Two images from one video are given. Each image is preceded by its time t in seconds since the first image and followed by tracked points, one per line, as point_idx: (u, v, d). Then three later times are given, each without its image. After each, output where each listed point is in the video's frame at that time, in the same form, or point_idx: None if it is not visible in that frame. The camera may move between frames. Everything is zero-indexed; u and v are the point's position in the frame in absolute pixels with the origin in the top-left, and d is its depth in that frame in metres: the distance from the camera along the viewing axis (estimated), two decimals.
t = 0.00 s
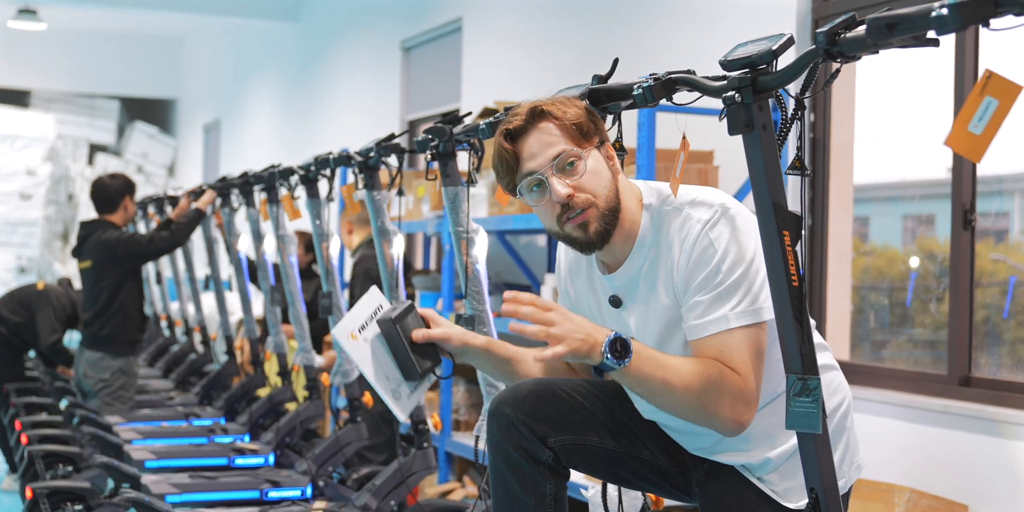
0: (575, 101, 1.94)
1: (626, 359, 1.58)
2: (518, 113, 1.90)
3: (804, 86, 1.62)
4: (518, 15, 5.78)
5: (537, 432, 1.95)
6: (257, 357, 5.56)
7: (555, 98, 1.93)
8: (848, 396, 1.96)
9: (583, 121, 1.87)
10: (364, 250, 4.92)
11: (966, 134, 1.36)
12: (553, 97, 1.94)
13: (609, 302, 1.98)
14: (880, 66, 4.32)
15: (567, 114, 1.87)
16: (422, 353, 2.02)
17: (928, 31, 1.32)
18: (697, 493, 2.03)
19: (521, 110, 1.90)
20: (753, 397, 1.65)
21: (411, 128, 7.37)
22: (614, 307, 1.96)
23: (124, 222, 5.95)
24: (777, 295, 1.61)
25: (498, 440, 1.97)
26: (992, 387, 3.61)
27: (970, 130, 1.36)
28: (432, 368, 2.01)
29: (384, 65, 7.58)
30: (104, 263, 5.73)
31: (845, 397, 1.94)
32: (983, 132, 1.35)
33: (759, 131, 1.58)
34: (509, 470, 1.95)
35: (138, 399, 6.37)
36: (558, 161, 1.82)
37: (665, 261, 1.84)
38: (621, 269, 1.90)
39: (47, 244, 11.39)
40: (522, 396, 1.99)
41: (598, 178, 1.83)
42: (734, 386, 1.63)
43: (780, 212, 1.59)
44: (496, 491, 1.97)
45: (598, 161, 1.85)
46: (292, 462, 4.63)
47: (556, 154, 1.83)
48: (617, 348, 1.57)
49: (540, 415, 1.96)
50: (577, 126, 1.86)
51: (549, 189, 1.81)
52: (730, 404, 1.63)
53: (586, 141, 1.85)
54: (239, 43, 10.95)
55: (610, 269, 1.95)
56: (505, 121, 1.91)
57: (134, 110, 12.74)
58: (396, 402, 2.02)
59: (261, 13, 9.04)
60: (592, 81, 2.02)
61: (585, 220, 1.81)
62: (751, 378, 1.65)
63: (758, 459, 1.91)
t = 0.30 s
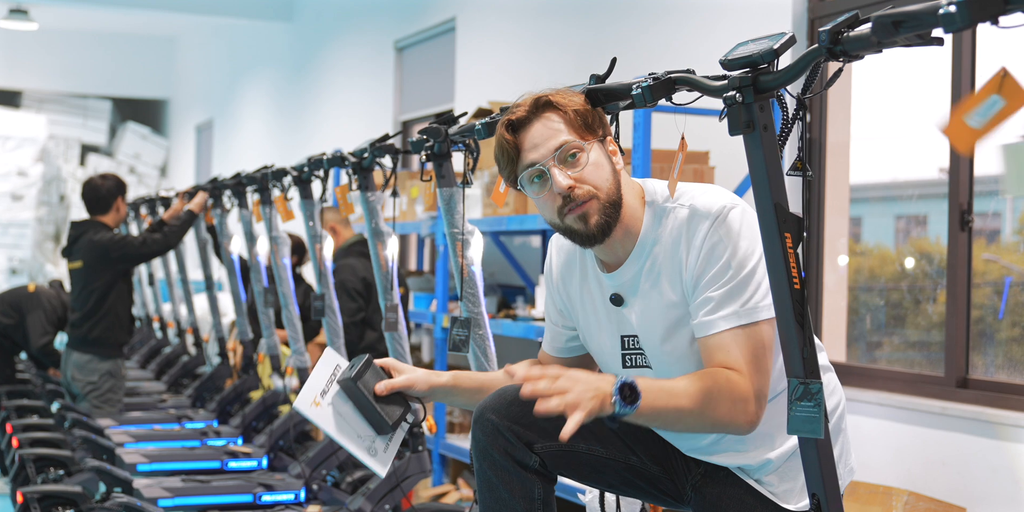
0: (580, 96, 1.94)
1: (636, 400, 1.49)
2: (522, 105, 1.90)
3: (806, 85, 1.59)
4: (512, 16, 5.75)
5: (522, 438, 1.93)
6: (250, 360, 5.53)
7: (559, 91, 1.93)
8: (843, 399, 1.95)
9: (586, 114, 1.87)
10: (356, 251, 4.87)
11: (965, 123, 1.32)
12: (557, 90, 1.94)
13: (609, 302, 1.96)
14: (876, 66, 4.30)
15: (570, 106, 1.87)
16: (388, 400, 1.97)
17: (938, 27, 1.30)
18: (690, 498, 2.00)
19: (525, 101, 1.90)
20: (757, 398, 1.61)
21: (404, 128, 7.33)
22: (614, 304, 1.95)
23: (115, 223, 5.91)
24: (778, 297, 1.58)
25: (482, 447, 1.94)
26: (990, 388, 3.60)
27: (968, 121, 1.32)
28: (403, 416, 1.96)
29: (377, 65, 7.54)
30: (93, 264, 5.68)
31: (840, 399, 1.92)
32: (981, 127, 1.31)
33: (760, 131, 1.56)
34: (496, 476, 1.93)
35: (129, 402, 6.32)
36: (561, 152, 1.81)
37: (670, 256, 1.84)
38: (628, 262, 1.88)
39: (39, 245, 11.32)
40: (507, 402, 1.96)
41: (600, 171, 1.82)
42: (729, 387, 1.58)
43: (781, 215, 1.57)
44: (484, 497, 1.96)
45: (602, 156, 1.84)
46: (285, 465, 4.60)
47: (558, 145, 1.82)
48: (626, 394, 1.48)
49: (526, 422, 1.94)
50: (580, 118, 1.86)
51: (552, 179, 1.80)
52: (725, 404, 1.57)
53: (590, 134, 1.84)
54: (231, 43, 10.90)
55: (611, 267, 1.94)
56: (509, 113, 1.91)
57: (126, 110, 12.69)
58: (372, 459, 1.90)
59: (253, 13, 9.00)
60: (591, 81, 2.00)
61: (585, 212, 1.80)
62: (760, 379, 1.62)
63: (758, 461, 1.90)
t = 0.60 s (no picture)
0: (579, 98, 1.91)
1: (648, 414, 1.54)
2: (524, 111, 1.85)
3: (809, 86, 1.57)
4: (508, 16, 5.73)
5: (516, 445, 1.89)
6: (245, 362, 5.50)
7: (559, 94, 1.89)
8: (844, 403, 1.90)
9: (591, 119, 1.85)
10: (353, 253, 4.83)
11: (951, 112, 1.30)
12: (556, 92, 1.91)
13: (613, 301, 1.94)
14: (873, 65, 4.28)
15: (574, 112, 1.84)
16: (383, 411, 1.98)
17: (942, 31, 1.29)
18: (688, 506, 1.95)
19: (527, 107, 1.85)
20: (764, 397, 1.62)
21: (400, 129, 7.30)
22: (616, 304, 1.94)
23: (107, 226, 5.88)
24: (781, 302, 1.56)
25: (476, 453, 1.92)
26: (989, 390, 3.58)
27: (955, 110, 1.29)
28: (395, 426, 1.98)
29: (372, 66, 7.51)
30: (84, 266, 5.66)
31: (839, 403, 1.89)
32: (964, 117, 1.29)
33: (762, 133, 1.53)
34: (489, 483, 1.90)
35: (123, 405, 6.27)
36: (572, 162, 1.79)
37: (673, 255, 1.84)
38: (629, 263, 1.89)
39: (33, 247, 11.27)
40: (501, 408, 1.92)
41: (609, 179, 1.82)
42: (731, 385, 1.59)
43: (784, 217, 1.54)
44: (478, 504, 1.93)
45: (609, 164, 1.83)
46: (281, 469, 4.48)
47: (568, 155, 1.79)
48: (643, 409, 1.54)
49: (519, 429, 1.90)
50: (585, 124, 1.84)
51: (564, 193, 1.78)
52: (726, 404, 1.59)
53: (596, 142, 1.83)
54: (225, 43, 10.86)
55: (613, 267, 1.93)
56: (511, 119, 1.86)
57: (120, 111, 12.63)
58: (368, 473, 1.99)
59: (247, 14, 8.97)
60: (590, 81, 1.97)
61: (600, 222, 1.79)
62: (770, 378, 1.64)
63: (760, 462, 1.90)
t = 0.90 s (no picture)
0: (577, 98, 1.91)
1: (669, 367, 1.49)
2: (521, 112, 1.86)
3: (813, 87, 1.55)
4: (504, 17, 5.71)
5: (511, 453, 1.94)
6: (241, 366, 5.47)
7: (556, 96, 1.89)
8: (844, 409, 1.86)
9: (589, 118, 1.85)
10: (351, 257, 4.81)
11: None
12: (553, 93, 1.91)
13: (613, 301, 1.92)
14: (872, 67, 4.26)
15: (572, 112, 1.84)
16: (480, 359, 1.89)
17: (954, 28, 1.26)
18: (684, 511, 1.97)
19: (525, 109, 1.86)
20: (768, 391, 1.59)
21: (396, 132, 7.28)
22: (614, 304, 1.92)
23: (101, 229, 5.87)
24: (784, 306, 1.53)
25: (471, 461, 1.96)
26: (990, 393, 3.56)
27: None
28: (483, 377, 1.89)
29: (368, 68, 7.49)
30: (77, 269, 5.66)
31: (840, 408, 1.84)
32: None
33: (765, 136, 1.51)
34: (484, 491, 1.94)
35: (118, 410, 6.23)
36: (570, 160, 1.78)
37: (673, 254, 1.82)
38: (629, 263, 1.86)
39: (28, 251, 11.22)
40: (494, 417, 1.98)
41: (610, 176, 1.80)
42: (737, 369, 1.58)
43: (788, 221, 1.52)
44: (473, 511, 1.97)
45: (609, 161, 1.82)
46: (276, 474, 4.51)
47: (567, 152, 1.78)
48: (663, 364, 1.48)
49: (514, 436, 1.95)
50: (584, 123, 1.84)
51: (564, 191, 1.77)
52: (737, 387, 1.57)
53: (595, 139, 1.82)
54: (221, 46, 10.83)
55: (612, 266, 1.90)
56: (508, 121, 1.86)
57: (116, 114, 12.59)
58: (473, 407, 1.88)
59: (243, 17, 8.94)
60: (587, 83, 1.95)
61: (600, 220, 1.77)
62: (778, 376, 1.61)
63: (759, 467, 1.83)
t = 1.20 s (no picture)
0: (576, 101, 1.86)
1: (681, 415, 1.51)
2: (521, 121, 1.80)
3: (815, 88, 1.53)
4: (501, 20, 5.69)
5: (511, 460, 1.91)
6: (236, 370, 5.43)
7: (554, 101, 1.84)
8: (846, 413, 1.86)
9: (590, 128, 1.80)
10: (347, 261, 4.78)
11: None
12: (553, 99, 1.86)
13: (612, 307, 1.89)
14: (869, 70, 4.25)
15: (573, 121, 1.79)
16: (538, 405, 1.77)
17: (960, 30, 1.24)
18: None
19: (523, 117, 1.80)
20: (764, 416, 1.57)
21: (393, 135, 7.25)
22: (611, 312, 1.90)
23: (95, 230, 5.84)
24: (788, 312, 1.51)
25: (471, 468, 1.94)
26: (991, 397, 3.54)
27: None
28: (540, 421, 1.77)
29: (365, 71, 7.47)
30: (71, 271, 5.66)
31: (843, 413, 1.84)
32: None
33: (767, 137, 1.49)
34: (484, 499, 1.92)
35: (113, 414, 6.19)
36: (572, 174, 1.74)
37: (675, 263, 1.80)
38: (628, 272, 1.84)
39: (23, 254, 11.17)
40: (494, 423, 1.94)
41: (611, 189, 1.77)
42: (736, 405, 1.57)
43: (791, 224, 1.50)
44: None
45: (611, 172, 1.79)
46: (272, 479, 4.49)
47: (568, 166, 1.75)
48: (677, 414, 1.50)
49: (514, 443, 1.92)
50: (585, 134, 1.80)
51: (568, 206, 1.74)
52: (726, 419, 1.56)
53: (596, 148, 1.78)
54: (217, 48, 10.79)
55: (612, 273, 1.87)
56: (508, 130, 1.81)
57: (111, 117, 12.53)
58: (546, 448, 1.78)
59: (239, 20, 8.91)
60: (586, 85, 1.93)
61: (600, 233, 1.75)
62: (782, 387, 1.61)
63: (764, 475, 1.83)
